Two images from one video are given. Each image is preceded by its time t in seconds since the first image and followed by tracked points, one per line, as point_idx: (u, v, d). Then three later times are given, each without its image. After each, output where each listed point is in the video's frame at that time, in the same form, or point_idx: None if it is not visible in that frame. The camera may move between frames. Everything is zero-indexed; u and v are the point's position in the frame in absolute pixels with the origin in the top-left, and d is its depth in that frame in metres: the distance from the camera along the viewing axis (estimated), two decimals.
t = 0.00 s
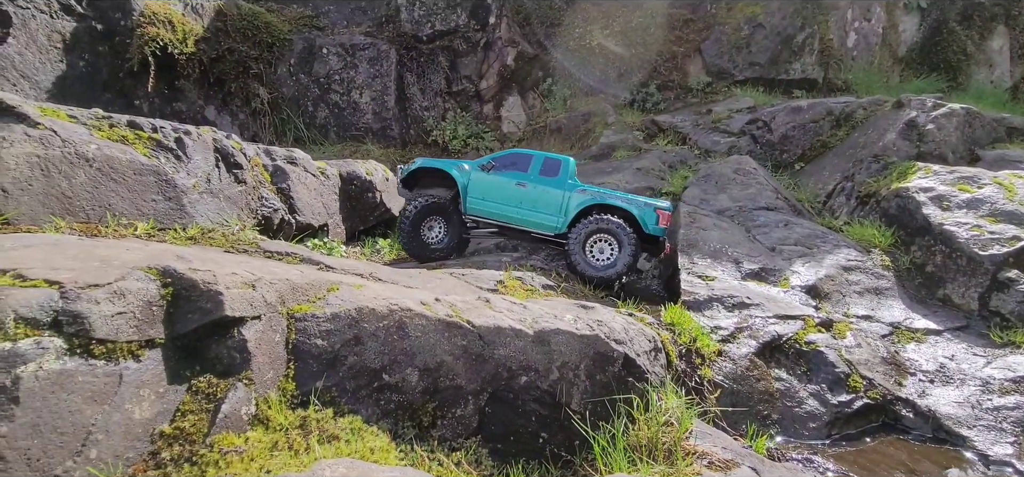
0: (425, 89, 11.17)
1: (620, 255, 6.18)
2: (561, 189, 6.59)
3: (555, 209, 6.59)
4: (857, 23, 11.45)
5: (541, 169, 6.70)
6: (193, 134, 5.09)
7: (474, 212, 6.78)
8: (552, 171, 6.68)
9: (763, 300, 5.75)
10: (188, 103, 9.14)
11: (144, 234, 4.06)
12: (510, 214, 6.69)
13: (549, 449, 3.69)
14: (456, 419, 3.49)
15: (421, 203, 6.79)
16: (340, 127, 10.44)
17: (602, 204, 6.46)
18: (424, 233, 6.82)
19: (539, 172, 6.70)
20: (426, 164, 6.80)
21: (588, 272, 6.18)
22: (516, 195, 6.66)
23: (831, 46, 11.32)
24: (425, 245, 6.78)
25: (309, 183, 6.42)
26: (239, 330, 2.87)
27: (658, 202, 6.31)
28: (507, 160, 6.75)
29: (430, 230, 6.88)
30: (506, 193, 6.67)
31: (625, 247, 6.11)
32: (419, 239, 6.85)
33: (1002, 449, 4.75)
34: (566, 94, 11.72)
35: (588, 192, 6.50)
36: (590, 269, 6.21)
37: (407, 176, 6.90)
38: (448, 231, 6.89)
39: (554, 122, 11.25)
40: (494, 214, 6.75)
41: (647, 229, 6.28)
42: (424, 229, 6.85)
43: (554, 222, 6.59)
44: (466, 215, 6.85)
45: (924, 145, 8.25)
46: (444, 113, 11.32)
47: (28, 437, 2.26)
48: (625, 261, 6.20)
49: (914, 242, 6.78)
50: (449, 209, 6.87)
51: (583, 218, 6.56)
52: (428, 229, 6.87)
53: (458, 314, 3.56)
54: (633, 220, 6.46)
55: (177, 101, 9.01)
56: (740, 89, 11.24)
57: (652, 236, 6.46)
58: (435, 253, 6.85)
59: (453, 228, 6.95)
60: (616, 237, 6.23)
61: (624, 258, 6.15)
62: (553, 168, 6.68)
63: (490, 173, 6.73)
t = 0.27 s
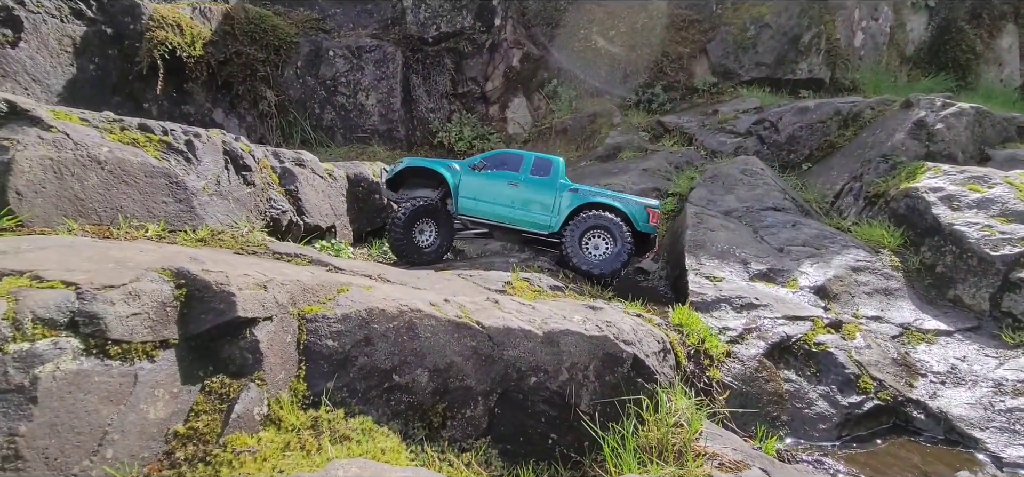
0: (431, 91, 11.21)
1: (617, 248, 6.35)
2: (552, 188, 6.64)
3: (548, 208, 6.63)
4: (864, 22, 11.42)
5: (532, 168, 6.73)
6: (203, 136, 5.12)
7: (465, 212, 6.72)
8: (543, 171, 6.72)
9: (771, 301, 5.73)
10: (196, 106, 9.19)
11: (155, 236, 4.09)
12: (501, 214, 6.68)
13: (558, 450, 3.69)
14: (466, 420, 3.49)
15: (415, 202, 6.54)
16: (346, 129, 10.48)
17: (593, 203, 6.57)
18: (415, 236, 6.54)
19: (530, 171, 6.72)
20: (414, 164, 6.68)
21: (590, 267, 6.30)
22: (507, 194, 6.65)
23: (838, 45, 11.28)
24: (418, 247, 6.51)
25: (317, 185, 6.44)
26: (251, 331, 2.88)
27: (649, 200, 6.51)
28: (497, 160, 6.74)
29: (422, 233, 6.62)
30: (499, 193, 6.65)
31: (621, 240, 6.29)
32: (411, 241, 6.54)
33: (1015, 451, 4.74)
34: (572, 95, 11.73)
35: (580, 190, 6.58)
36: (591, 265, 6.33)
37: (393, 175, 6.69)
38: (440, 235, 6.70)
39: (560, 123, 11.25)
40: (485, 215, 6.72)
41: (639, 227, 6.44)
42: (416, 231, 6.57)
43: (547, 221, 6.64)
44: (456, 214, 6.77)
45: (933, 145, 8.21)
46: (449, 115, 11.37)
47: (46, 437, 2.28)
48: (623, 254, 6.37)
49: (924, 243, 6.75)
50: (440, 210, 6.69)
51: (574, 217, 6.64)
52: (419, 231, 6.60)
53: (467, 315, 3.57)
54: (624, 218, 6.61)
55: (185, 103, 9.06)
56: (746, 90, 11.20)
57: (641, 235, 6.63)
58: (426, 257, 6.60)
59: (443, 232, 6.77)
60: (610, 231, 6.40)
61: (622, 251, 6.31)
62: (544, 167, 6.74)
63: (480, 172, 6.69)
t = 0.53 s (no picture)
0: (436, 93, 11.28)
1: (612, 242, 6.55)
2: (545, 188, 6.77)
3: (541, 208, 6.76)
4: (871, 22, 11.39)
5: (524, 169, 6.85)
6: (212, 139, 5.14)
7: (457, 212, 6.78)
8: (535, 171, 6.85)
9: (779, 301, 5.72)
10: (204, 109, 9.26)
11: (165, 238, 4.12)
12: (494, 214, 6.77)
13: (568, 451, 3.70)
14: (475, 421, 3.50)
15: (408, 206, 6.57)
16: (352, 131, 10.53)
17: (585, 202, 6.72)
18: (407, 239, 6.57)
19: (521, 172, 6.84)
20: (405, 165, 6.73)
21: (589, 264, 6.49)
22: (500, 194, 6.75)
23: (845, 45, 11.25)
24: (412, 250, 6.54)
25: (324, 187, 6.46)
26: (262, 332, 2.89)
27: (639, 201, 6.71)
28: (489, 161, 6.84)
29: (414, 236, 6.65)
30: (493, 194, 6.74)
31: (615, 234, 6.49)
32: (404, 245, 6.56)
33: None
34: (577, 96, 11.75)
35: (573, 190, 6.73)
36: (589, 262, 6.52)
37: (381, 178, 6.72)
38: (432, 237, 6.76)
39: (565, 125, 11.25)
40: (478, 215, 6.79)
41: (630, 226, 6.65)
42: (408, 234, 6.59)
43: (540, 221, 6.75)
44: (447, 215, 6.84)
45: (941, 145, 8.18)
46: (454, 116, 11.46)
47: (64, 437, 2.30)
48: (618, 248, 6.59)
49: (932, 243, 6.73)
50: (431, 213, 6.75)
51: (567, 217, 6.77)
52: (412, 234, 6.62)
53: (476, 316, 3.57)
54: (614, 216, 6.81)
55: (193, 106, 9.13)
56: (752, 90, 11.18)
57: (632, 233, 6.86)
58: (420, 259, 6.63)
59: (434, 234, 6.83)
60: (603, 227, 6.60)
61: (617, 245, 6.52)
62: (535, 168, 6.87)
63: (472, 173, 6.77)
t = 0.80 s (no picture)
0: (442, 96, 11.34)
1: (609, 240, 6.67)
2: (540, 192, 6.80)
3: (537, 212, 6.78)
4: (878, 24, 11.37)
5: (517, 172, 6.86)
6: (222, 144, 5.17)
7: (453, 218, 6.68)
8: (529, 175, 6.87)
9: (788, 305, 5.70)
10: (212, 113, 9.31)
11: (177, 242, 4.14)
12: (491, 220, 6.73)
13: (579, 456, 3.69)
14: (486, 425, 3.49)
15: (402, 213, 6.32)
16: (359, 135, 10.55)
17: (579, 205, 6.79)
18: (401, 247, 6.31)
19: (515, 176, 6.84)
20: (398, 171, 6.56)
21: (592, 264, 6.56)
22: (496, 198, 6.72)
23: (852, 47, 11.22)
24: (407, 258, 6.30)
25: (332, 191, 6.47)
26: (275, 337, 2.90)
27: (630, 202, 6.86)
28: (483, 165, 6.80)
29: (409, 244, 6.40)
30: (488, 199, 6.70)
31: (612, 233, 6.61)
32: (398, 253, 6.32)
33: None
34: (582, 99, 11.76)
35: (568, 194, 6.81)
36: (591, 261, 6.60)
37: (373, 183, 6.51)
38: (428, 244, 6.53)
39: (571, 127, 11.27)
40: (474, 221, 6.72)
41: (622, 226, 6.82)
42: (402, 242, 6.34)
43: (536, 225, 6.78)
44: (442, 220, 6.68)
45: (950, 147, 8.14)
46: (460, 120, 11.53)
47: (82, 442, 2.32)
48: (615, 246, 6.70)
49: (943, 246, 6.69)
50: (427, 221, 6.49)
51: (562, 221, 6.81)
52: (406, 242, 6.37)
53: (487, 320, 3.57)
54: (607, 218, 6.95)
55: (201, 111, 9.18)
56: (759, 92, 11.15)
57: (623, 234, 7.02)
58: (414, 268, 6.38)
59: (429, 241, 6.59)
60: (599, 226, 6.70)
61: (615, 243, 6.62)
62: (528, 172, 6.89)
63: (466, 178, 6.70)
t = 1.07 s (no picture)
0: (451, 99, 11.40)
1: (613, 238, 6.92)
2: (544, 192, 6.89)
3: (541, 212, 6.87)
4: (889, 24, 11.30)
5: (522, 172, 6.92)
6: (236, 146, 5.19)
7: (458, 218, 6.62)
8: (532, 175, 6.95)
9: (802, 307, 5.67)
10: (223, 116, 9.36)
11: (192, 244, 4.17)
12: (497, 220, 6.73)
13: (593, 459, 3.69)
14: (501, 428, 3.49)
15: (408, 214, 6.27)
16: (368, 138, 10.58)
17: (583, 205, 6.97)
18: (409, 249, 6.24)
19: (519, 176, 6.90)
20: (403, 171, 6.50)
21: (603, 260, 6.73)
22: (501, 199, 6.73)
23: (863, 47, 11.15)
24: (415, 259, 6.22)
25: (345, 193, 6.47)
26: (293, 339, 2.91)
27: (632, 204, 7.13)
28: (487, 165, 6.80)
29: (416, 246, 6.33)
30: (494, 199, 6.71)
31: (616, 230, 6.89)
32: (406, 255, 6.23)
33: None
34: (590, 100, 11.75)
35: (572, 194, 6.96)
36: (601, 258, 6.76)
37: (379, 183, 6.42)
38: (433, 246, 6.49)
39: (579, 129, 11.28)
40: (479, 221, 6.69)
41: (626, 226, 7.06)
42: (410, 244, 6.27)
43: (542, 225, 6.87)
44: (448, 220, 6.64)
45: (965, 149, 8.06)
46: (468, 122, 11.60)
47: (107, 442, 2.33)
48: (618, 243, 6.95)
49: (958, 248, 6.63)
50: (434, 223, 6.46)
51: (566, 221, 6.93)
52: (413, 244, 6.30)
53: (502, 322, 3.57)
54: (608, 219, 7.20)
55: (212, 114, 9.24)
56: (768, 94, 11.08)
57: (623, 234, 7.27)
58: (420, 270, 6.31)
59: (434, 243, 6.54)
60: (601, 225, 6.95)
61: (619, 239, 6.88)
62: (532, 172, 6.97)
63: (472, 178, 6.67)
